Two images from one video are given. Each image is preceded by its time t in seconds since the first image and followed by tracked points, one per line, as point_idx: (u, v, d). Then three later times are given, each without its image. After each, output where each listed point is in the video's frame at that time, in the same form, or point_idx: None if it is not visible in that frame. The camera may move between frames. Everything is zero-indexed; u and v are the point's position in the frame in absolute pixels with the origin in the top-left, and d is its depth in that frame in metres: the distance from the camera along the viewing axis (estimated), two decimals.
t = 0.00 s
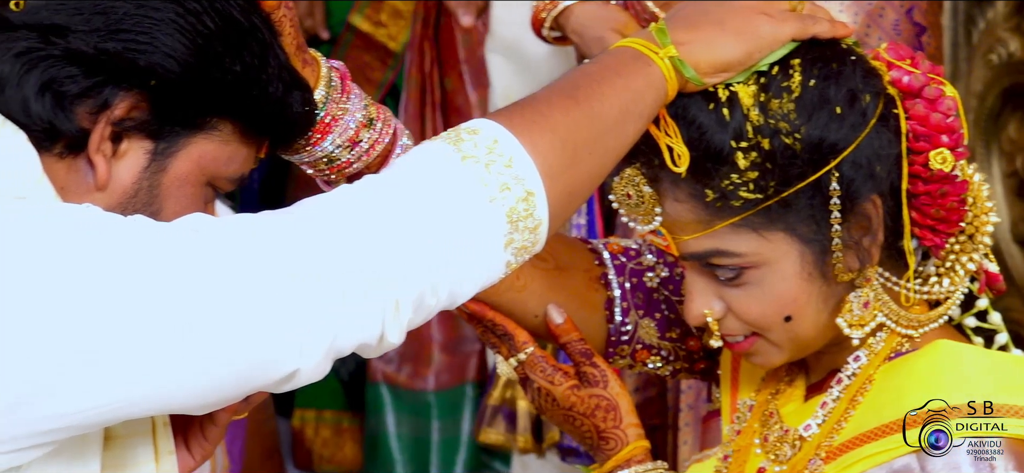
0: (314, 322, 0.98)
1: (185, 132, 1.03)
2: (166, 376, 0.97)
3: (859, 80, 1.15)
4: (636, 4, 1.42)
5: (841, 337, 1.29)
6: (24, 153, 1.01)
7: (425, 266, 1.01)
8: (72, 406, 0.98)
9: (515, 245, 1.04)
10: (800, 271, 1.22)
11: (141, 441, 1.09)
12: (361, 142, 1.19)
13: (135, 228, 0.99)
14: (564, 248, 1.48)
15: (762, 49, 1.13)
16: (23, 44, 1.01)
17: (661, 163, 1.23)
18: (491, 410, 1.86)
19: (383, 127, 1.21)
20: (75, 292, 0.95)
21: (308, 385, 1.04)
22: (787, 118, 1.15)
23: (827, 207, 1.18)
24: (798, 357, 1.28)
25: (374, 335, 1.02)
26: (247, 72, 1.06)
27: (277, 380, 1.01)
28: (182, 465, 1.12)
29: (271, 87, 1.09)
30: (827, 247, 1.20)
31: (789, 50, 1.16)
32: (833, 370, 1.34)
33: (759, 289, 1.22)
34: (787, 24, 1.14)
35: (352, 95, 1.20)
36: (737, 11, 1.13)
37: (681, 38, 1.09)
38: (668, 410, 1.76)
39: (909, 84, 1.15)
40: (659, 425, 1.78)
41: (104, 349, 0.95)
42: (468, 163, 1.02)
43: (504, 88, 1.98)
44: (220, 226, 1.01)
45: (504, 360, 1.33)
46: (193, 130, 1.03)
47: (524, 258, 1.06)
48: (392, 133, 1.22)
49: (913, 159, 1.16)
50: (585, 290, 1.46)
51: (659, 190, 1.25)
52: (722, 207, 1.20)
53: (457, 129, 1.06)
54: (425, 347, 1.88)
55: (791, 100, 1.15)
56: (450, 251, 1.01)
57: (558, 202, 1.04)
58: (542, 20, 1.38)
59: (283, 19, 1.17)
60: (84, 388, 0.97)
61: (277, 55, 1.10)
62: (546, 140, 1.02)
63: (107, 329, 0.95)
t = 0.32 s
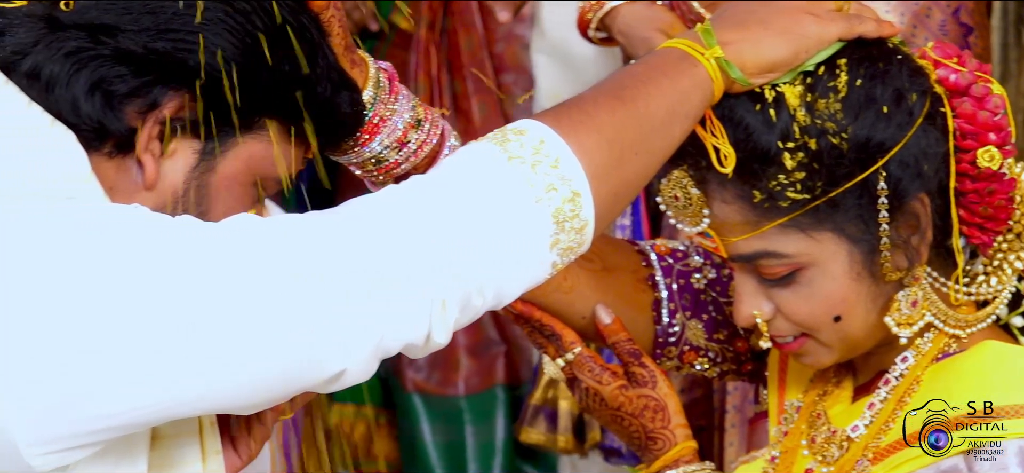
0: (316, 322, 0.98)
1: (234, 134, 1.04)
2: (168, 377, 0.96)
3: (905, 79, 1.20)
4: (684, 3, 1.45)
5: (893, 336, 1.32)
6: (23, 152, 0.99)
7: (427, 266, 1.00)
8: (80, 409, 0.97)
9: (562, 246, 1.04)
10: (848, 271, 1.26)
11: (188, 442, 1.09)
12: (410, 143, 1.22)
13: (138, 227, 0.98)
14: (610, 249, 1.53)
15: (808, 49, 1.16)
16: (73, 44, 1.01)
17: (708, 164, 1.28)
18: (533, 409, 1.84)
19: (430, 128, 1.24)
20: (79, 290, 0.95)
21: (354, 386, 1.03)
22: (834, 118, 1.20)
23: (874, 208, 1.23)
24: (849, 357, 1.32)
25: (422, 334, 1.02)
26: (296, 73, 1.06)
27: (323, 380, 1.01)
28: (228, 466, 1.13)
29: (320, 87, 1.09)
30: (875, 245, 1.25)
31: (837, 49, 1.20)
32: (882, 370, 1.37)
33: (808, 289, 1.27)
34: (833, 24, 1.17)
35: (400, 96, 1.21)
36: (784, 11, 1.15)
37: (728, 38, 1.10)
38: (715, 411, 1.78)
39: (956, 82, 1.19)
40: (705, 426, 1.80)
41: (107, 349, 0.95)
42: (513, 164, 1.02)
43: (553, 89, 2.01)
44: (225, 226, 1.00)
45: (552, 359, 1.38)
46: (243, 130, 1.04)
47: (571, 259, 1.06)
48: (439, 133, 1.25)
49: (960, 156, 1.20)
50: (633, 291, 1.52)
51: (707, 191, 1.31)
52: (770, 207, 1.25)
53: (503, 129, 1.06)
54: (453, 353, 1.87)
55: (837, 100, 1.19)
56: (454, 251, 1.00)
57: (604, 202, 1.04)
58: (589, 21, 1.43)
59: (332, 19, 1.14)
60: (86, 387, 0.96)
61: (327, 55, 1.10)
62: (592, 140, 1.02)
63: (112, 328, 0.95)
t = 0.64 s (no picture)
0: (317, 322, 0.96)
1: (282, 133, 1.05)
2: (168, 377, 0.95)
3: (951, 81, 1.21)
4: (726, 6, 1.57)
5: (939, 338, 1.35)
6: (25, 152, 0.99)
7: (427, 266, 0.99)
8: (86, 411, 0.96)
9: (607, 248, 1.04)
10: (896, 273, 1.29)
11: (235, 442, 1.09)
12: (456, 145, 1.24)
13: (139, 227, 0.98)
14: (655, 252, 1.56)
15: (855, 50, 1.16)
16: (120, 45, 1.02)
17: (754, 167, 1.31)
18: (580, 411, 1.72)
19: (476, 129, 1.26)
20: (82, 289, 0.95)
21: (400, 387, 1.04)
22: (881, 120, 1.21)
23: (921, 209, 1.25)
24: (895, 359, 1.35)
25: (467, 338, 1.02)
26: (343, 73, 1.07)
27: (368, 382, 1.01)
28: (275, 467, 1.14)
29: (367, 88, 1.10)
30: (922, 247, 1.27)
31: (883, 51, 1.21)
32: (927, 373, 1.39)
33: (856, 291, 1.30)
34: (880, 25, 1.18)
35: (447, 98, 1.24)
36: (830, 13, 1.16)
37: (775, 39, 1.11)
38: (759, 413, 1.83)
39: (1003, 83, 1.21)
40: (750, 427, 1.86)
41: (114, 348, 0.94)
42: (560, 165, 1.02)
43: (597, 91, 2.09)
44: (228, 225, 0.99)
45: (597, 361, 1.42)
46: (289, 131, 1.05)
47: (616, 261, 1.06)
48: (486, 135, 1.27)
49: (1007, 158, 1.21)
50: (678, 293, 1.55)
51: (753, 193, 1.33)
52: (817, 209, 1.28)
53: (548, 132, 1.06)
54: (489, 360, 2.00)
55: (884, 102, 1.21)
56: (454, 252, 1.00)
57: (650, 204, 1.04)
58: (633, 23, 1.47)
59: (378, 21, 1.17)
60: (86, 385, 0.95)
61: (374, 56, 1.12)
62: (638, 142, 1.02)
63: (116, 327, 0.94)
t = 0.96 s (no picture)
0: (314, 321, 0.94)
1: (331, 136, 1.05)
2: (165, 377, 0.93)
3: (1005, 85, 1.24)
4: (775, 9, 1.64)
5: (990, 343, 1.35)
6: (25, 152, 1.00)
7: (425, 265, 0.98)
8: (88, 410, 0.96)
9: (658, 250, 1.04)
10: (947, 276, 1.30)
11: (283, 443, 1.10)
12: (507, 148, 1.25)
13: (137, 227, 0.97)
14: (708, 255, 1.58)
15: (906, 54, 1.14)
16: (172, 47, 1.03)
17: (806, 170, 1.34)
18: (627, 414, 1.84)
19: (527, 133, 1.26)
20: (88, 291, 0.94)
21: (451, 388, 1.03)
22: (933, 124, 1.23)
23: (973, 213, 1.27)
24: (947, 362, 1.35)
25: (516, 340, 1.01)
26: (394, 76, 1.07)
27: (418, 383, 1.00)
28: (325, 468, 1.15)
29: (418, 91, 1.10)
30: (973, 251, 1.29)
31: (935, 54, 1.22)
32: (977, 378, 1.39)
33: (907, 295, 1.31)
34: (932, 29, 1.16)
35: (498, 101, 1.25)
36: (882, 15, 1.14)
37: (826, 42, 1.10)
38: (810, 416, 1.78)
39: None
40: (800, 431, 1.80)
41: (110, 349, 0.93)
42: (610, 167, 1.02)
43: (649, 93, 2.02)
44: (227, 225, 0.98)
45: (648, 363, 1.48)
46: (339, 134, 1.05)
47: (666, 264, 1.06)
48: (537, 138, 1.28)
49: None
50: (729, 295, 1.55)
51: (804, 197, 1.36)
52: (869, 213, 1.30)
53: (598, 134, 1.06)
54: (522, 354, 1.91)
55: (936, 105, 1.23)
56: (451, 251, 0.99)
57: (701, 206, 1.04)
58: (683, 26, 1.49)
59: (431, 23, 1.21)
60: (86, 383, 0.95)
61: (425, 60, 1.12)
62: (690, 145, 1.02)
63: (117, 328, 0.93)
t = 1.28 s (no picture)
0: (316, 321, 0.91)
1: (388, 140, 1.05)
2: (168, 376, 0.91)
3: None
4: (830, 14, 1.58)
5: None
6: (25, 154, 1.04)
7: (427, 265, 0.95)
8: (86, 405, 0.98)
9: (713, 254, 1.04)
10: (1004, 282, 1.31)
11: (339, 445, 1.10)
12: (563, 152, 1.27)
13: (138, 227, 0.95)
14: (763, 260, 1.59)
15: (963, 58, 1.14)
16: (228, 50, 1.04)
17: (862, 175, 1.35)
18: (682, 420, 1.82)
19: (583, 137, 1.29)
20: (106, 290, 0.94)
21: (504, 393, 1.00)
22: (989, 129, 1.24)
23: None
24: (1004, 368, 1.35)
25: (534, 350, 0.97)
26: (449, 80, 1.06)
27: (474, 387, 0.98)
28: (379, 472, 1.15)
29: (474, 96, 1.10)
30: None
31: (992, 59, 1.19)
32: None
33: (964, 300, 1.31)
34: (988, 33, 1.14)
35: (552, 105, 1.27)
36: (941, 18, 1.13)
37: (882, 47, 1.10)
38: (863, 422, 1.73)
39: None
40: (854, 436, 1.76)
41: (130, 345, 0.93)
42: (666, 171, 1.02)
43: (706, 97, 2.07)
44: (227, 225, 0.96)
45: (703, 368, 1.49)
46: (395, 138, 1.05)
47: (723, 268, 1.06)
48: (592, 142, 1.30)
49: None
50: (784, 301, 1.57)
51: (860, 202, 1.38)
52: (924, 218, 1.31)
53: (654, 138, 1.06)
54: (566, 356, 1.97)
55: (992, 110, 1.23)
56: (453, 251, 0.97)
57: (757, 211, 1.04)
58: (739, 32, 1.49)
59: (486, 28, 1.19)
60: (86, 378, 0.98)
61: (480, 64, 1.11)
62: (746, 149, 1.02)
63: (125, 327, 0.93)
